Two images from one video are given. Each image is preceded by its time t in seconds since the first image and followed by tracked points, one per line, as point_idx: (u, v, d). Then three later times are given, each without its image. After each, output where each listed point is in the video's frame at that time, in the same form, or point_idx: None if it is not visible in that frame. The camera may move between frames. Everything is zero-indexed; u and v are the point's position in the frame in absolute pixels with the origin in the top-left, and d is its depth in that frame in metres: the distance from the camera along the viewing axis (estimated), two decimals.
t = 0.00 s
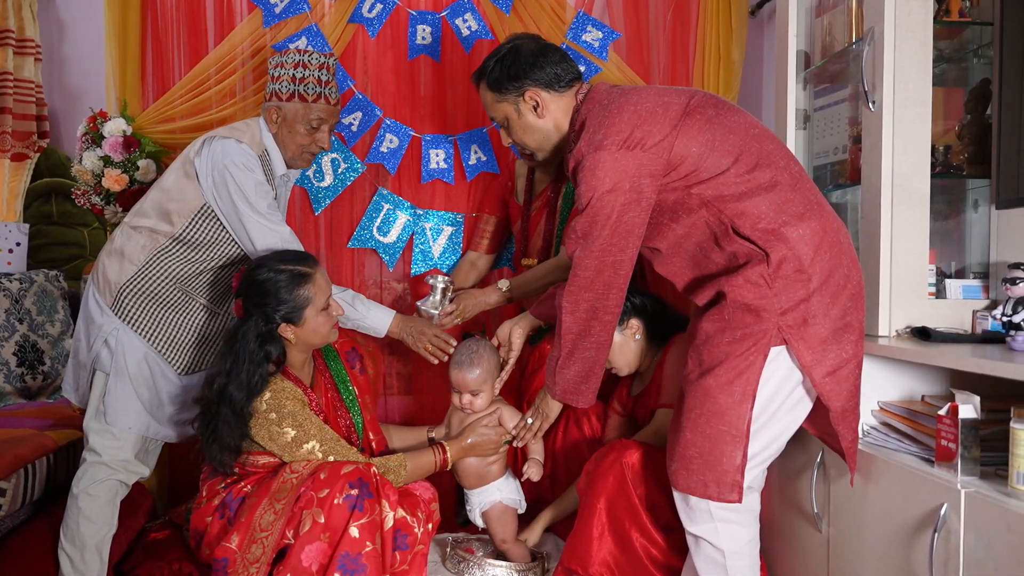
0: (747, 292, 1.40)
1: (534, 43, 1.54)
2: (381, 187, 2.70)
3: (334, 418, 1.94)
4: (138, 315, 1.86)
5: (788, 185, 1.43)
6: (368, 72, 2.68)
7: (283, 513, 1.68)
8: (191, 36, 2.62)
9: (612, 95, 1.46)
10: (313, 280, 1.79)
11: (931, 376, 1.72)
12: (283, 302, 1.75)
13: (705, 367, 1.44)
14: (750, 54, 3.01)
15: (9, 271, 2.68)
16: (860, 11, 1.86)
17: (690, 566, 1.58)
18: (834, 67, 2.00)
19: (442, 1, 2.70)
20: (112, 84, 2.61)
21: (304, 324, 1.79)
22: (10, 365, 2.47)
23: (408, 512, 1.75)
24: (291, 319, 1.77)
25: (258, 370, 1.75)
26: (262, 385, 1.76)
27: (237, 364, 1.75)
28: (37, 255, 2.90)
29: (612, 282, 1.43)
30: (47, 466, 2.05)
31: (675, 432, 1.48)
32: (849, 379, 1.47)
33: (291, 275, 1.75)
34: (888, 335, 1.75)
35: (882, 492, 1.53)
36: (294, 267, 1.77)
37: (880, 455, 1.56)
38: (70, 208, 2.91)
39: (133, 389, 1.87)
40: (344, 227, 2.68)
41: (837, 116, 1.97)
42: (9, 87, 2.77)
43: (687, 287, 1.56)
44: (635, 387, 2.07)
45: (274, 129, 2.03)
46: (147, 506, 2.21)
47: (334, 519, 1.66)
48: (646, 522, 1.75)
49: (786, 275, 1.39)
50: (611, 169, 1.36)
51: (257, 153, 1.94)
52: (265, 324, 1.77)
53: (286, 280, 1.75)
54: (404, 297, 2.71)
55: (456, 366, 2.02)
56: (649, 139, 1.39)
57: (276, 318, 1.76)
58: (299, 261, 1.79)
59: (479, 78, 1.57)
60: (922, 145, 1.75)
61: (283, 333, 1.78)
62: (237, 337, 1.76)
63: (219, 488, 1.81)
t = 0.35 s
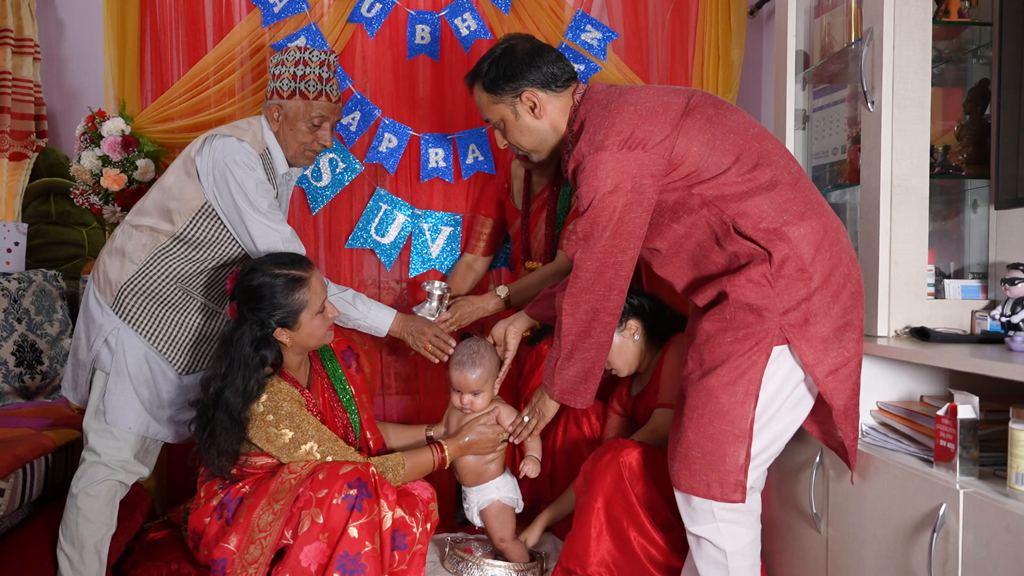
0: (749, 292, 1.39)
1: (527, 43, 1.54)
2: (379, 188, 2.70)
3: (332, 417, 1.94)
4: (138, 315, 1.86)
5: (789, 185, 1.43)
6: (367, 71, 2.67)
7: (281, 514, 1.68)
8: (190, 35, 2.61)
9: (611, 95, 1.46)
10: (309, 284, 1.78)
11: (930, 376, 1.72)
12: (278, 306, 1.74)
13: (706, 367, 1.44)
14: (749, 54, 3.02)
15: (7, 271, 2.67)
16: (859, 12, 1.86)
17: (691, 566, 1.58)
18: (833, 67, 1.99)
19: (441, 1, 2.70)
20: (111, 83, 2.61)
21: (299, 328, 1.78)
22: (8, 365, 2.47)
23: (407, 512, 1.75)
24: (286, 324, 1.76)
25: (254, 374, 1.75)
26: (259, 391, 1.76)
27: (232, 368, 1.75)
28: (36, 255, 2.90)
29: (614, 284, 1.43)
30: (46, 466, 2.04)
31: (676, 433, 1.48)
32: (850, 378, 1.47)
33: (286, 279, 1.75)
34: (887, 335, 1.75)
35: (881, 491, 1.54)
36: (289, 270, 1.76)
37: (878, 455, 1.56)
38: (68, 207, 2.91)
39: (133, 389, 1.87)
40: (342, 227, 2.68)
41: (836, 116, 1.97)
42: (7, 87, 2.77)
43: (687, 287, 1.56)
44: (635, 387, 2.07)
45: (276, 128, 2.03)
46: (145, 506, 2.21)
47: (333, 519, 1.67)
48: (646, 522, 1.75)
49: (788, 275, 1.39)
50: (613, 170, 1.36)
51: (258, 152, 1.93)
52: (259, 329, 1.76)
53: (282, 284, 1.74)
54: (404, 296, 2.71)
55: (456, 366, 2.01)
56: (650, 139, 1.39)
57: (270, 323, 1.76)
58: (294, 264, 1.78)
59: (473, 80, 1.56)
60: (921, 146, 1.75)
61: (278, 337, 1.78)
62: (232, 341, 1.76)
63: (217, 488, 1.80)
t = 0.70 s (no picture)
0: (750, 293, 1.39)
1: (527, 43, 1.54)
2: (376, 188, 2.70)
3: (330, 417, 1.94)
4: (138, 314, 1.86)
5: (789, 185, 1.43)
6: (367, 72, 2.67)
7: (279, 514, 1.68)
8: (189, 35, 2.62)
9: (611, 95, 1.46)
10: (307, 286, 1.78)
11: (929, 378, 1.72)
12: (276, 309, 1.74)
13: (707, 368, 1.44)
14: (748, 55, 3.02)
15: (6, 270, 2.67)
16: (859, 13, 1.87)
17: (691, 567, 1.58)
18: (832, 68, 2.00)
19: (441, 1, 2.71)
20: (110, 82, 2.60)
21: (297, 330, 1.78)
22: (7, 365, 2.47)
23: (405, 512, 1.75)
24: (284, 326, 1.76)
25: (252, 376, 1.75)
26: (256, 393, 1.76)
27: (230, 369, 1.75)
28: (35, 254, 2.90)
29: (615, 285, 1.43)
30: (44, 465, 2.04)
31: (676, 433, 1.48)
32: (850, 379, 1.47)
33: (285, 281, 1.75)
34: (885, 336, 1.75)
35: (879, 493, 1.53)
36: (287, 273, 1.76)
37: (876, 456, 1.57)
38: (68, 207, 2.91)
39: (133, 388, 1.87)
40: (341, 226, 2.68)
41: (835, 117, 1.97)
42: (7, 86, 2.77)
43: (686, 288, 1.56)
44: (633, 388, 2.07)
45: (277, 125, 2.02)
46: (144, 506, 2.21)
47: (331, 519, 1.67)
48: (645, 524, 1.75)
49: (789, 275, 1.39)
50: (614, 172, 1.37)
51: (258, 150, 1.93)
52: (257, 331, 1.76)
53: (281, 287, 1.74)
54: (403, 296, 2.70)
55: (456, 365, 2.01)
56: (651, 140, 1.39)
57: (268, 325, 1.76)
58: (292, 266, 1.78)
59: (472, 81, 1.56)
60: (921, 148, 1.75)
61: (276, 339, 1.78)
62: (230, 342, 1.76)
63: (216, 488, 1.80)
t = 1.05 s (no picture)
0: (753, 293, 1.39)
1: (527, 42, 1.53)
2: (372, 189, 2.70)
3: (329, 417, 1.94)
4: (135, 314, 1.86)
5: (792, 186, 1.43)
6: (366, 71, 2.67)
7: (278, 514, 1.68)
8: (189, 35, 2.62)
9: (614, 94, 1.46)
10: (304, 288, 1.77)
11: (929, 378, 1.72)
12: (273, 311, 1.74)
13: (709, 368, 1.43)
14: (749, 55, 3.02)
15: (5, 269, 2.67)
16: (859, 14, 1.86)
17: (692, 568, 1.57)
18: (831, 69, 2.00)
19: (440, 1, 2.70)
20: (109, 81, 2.60)
21: (294, 332, 1.78)
22: (5, 364, 2.46)
23: (404, 512, 1.75)
24: (281, 328, 1.76)
25: (250, 377, 1.75)
26: (255, 395, 1.76)
27: (227, 370, 1.74)
28: (34, 253, 2.89)
29: (617, 285, 1.43)
30: (42, 465, 2.04)
31: (678, 433, 1.47)
32: (853, 379, 1.47)
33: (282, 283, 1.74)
34: (885, 336, 1.75)
35: (879, 493, 1.54)
36: (285, 275, 1.75)
37: (875, 457, 1.57)
38: (66, 206, 2.90)
39: (131, 388, 1.87)
40: (340, 225, 2.68)
41: (835, 118, 1.97)
42: (6, 85, 2.77)
43: (688, 289, 1.55)
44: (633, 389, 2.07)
45: (275, 125, 2.02)
46: (142, 505, 2.20)
47: (330, 519, 1.67)
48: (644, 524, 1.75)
49: (792, 275, 1.40)
50: (618, 172, 1.37)
51: (255, 150, 1.93)
52: (254, 333, 1.76)
53: (279, 289, 1.73)
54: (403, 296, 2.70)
55: (455, 365, 2.01)
56: (655, 140, 1.39)
57: (266, 327, 1.75)
58: (289, 268, 1.76)
59: (472, 80, 1.55)
60: (921, 148, 1.75)
61: (273, 341, 1.78)
62: (228, 342, 1.76)
63: (215, 488, 1.80)
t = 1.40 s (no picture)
0: (754, 293, 1.39)
1: (527, 42, 1.53)
2: (370, 189, 2.69)
3: (327, 416, 1.94)
4: (132, 313, 1.85)
5: (792, 187, 1.43)
6: (366, 71, 2.67)
7: (275, 514, 1.68)
8: (188, 34, 2.62)
9: (615, 95, 1.46)
10: (301, 290, 1.76)
11: (928, 380, 1.72)
12: (269, 312, 1.73)
13: (709, 368, 1.43)
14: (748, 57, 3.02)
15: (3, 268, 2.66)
16: (858, 14, 1.86)
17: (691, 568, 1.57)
18: (831, 70, 2.00)
19: (440, 2, 2.70)
20: (109, 80, 2.60)
21: (291, 333, 1.77)
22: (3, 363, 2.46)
23: (401, 512, 1.74)
24: (277, 330, 1.75)
25: (247, 379, 1.74)
26: (252, 396, 1.75)
27: (224, 370, 1.74)
28: (33, 252, 2.89)
29: (618, 285, 1.42)
30: (40, 464, 2.03)
31: (677, 434, 1.47)
32: (853, 380, 1.47)
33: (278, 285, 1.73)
34: (884, 337, 1.75)
35: (876, 494, 1.53)
36: (282, 276, 1.74)
37: (873, 457, 1.57)
38: (66, 205, 2.90)
39: (128, 387, 1.86)
40: (339, 225, 2.69)
41: (834, 119, 1.97)
42: (5, 84, 2.76)
43: (687, 290, 1.55)
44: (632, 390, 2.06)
45: (270, 127, 2.01)
46: (140, 505, 2.20)
47: (327, 519, 1.66)
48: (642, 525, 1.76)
49: (792, 275, 1.40)
50: (620, 172, 1.36)
51: (252, 152, 1.93)
52: (250, 333, 1.76)
53: (275, 290, 1.73)
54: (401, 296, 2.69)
55: (453, 368, 2.01)
56: (657, 141, 1.39)
57: (262, 328, 1.75)
58: (286, 269, 1.76)
59: (472, 82, 1.54)
60: (921, 149, 1.75)
61: (269, 342, 1.78)
62: (224, 343, 1.76)
63: (212, 488, 1.80)
